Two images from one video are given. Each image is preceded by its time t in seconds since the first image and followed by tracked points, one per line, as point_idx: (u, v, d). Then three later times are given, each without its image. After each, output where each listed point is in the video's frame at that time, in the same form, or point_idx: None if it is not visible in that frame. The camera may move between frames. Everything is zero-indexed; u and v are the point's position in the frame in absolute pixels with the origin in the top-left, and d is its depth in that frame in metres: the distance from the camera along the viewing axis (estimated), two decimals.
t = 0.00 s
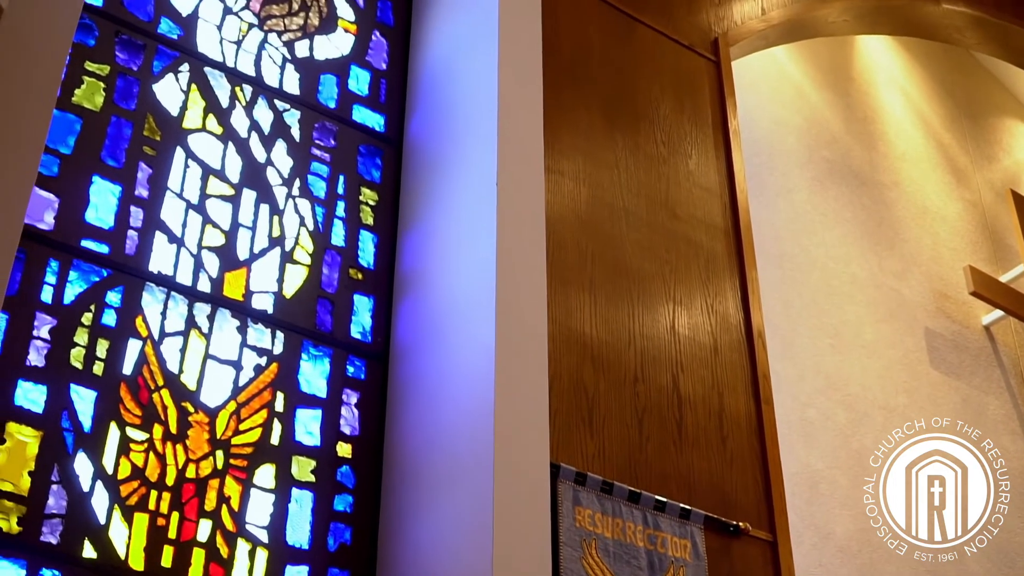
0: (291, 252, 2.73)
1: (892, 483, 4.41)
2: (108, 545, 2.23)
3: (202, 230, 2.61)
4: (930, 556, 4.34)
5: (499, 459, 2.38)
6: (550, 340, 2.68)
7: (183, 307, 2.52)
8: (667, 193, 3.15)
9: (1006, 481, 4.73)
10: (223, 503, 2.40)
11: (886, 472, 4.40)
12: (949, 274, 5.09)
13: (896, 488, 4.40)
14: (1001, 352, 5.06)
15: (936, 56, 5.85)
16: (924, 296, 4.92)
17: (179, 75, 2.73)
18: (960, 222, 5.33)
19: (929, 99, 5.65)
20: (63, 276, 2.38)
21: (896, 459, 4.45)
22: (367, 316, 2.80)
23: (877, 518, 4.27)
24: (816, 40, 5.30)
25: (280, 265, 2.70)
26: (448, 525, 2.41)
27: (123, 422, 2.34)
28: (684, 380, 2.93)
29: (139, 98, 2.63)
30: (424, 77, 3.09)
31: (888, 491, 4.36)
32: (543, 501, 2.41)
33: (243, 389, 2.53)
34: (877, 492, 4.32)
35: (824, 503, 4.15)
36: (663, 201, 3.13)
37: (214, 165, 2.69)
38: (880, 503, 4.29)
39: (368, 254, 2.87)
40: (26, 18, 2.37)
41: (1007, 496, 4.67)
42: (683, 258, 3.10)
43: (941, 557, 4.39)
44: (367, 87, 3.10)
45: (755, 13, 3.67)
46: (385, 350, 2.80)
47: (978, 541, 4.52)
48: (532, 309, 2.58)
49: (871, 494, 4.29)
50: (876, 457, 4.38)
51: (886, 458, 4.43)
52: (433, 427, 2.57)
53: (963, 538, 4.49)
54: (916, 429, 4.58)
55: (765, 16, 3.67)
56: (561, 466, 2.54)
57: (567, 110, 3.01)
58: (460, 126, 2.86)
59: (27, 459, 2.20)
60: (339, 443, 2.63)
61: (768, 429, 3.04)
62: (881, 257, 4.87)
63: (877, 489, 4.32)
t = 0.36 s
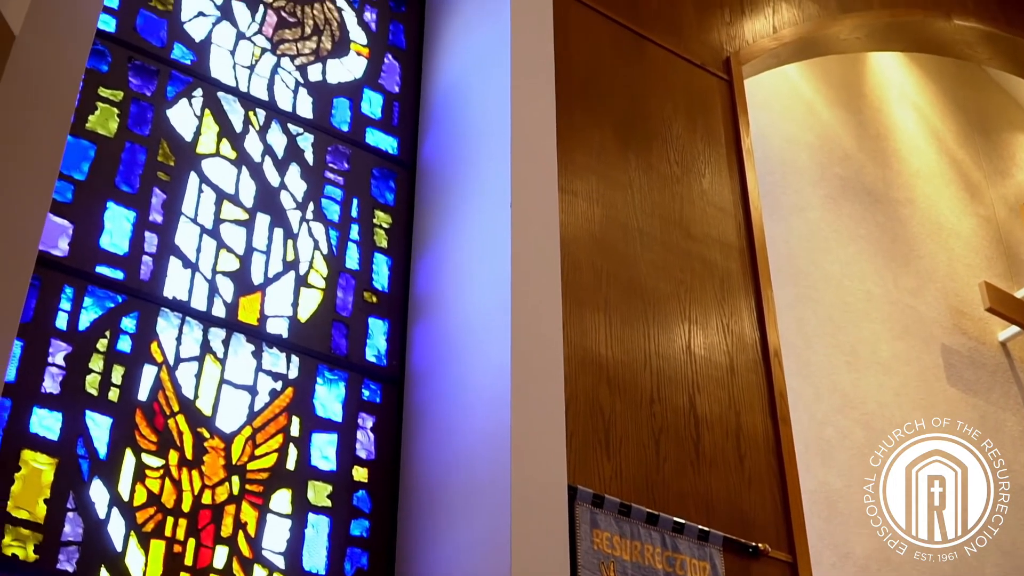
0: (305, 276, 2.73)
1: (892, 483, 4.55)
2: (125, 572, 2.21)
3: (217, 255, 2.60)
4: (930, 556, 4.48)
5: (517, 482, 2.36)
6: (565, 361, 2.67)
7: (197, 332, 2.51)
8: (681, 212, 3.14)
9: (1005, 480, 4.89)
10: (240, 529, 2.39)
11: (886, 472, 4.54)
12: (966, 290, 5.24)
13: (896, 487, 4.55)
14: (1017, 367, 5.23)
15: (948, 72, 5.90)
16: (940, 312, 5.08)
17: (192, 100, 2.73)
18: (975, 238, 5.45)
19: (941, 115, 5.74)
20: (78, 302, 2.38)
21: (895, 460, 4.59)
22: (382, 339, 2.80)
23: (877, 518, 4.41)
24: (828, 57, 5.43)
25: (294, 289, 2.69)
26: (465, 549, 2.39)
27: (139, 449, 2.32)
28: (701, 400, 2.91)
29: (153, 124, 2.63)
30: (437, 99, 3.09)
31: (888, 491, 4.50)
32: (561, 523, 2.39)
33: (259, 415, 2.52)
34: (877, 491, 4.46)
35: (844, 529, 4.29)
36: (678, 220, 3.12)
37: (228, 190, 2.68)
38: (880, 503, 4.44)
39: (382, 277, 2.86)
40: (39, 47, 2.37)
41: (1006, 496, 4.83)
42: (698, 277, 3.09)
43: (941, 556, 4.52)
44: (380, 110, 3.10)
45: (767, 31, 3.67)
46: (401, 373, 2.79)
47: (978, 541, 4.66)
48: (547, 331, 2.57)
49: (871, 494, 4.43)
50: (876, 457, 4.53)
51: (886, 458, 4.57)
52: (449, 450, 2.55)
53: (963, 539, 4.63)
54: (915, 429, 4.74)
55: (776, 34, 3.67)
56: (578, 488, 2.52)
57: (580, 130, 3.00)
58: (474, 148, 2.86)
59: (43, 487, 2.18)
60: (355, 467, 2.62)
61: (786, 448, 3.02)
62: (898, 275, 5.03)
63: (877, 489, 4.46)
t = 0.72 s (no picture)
0: (321, 300, 2.72)
1: (892, 482, 4.72)
2: None
3: (232, 280, 2.60)
4: (930, 556, 4.64)
5: (536, 505, 2.34)
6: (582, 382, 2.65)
7: (214, 358, 2.50)
8: (696, 231, 3.13)
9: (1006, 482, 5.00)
10: (258, 554, 2.38)
11: (886, 472, 4.72)
12: (982, 307, 5.36)
13: (896, 487, 4.72)
14: None
15: (959, 86, 6.03)
16: (957, 328, 5.23)
17: (207, 125, 2.74)
18: (990, 254, 5.57)
19: (953, 131, 5.86)
20: (94, 329, 2.37)
21: (895, 460, 4.76)
22: (398, 362, 2.79)
23: (877, 518, 4.59)
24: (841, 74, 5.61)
25: (310, 313, 2.69)
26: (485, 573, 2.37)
27: (156, 475, 2.32)
28: (719, 420, 2.90)
29: (167, 150, 2.63)
30: (450, 121, 3.10)
31: (888, 491, 4.67)
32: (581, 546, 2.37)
33: (276, 439, 2.51)
34: (877, 491, 4.65)
35: (863, 548, 4.48)
36: (693, 239, 3.11)
37: (243, 215, 2.68)
38: (880, 503, 4.62)
39: (397, 300, 2.86)
40: (55, 74, 2.38)
41: (1007, 495, 4.95)
42: (715, 296, 3.08)
43: (940, 556, 4.66)
44: (393, 133, 3.10)
45: (779, 49, 3.67)
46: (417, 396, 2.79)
47: (977, 540, 4.79)
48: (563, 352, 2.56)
49: (870, 493, 4.61)
50: (876, 458, 4.72)
51: (886, 458, 4.76)
52: (467, 473, 2.54)
53: (962, 539, 4.77)
54: (915, 429, 4.89)
55: (788, 52, 3.67)
56: (597, 510, 2.50)
57: (594, 150, 3.00)
58: (488, 170, 2.86)
59: (61, 514, 2.17)
60: (373, 491, 2.61)
61: (805, 467, 3.00)
62: (915, 292, 5.20)
63: (877, 488, 4.64)
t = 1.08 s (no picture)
0: (333, 322, 2.72)
1: (892, 483, 4.80)
2: None
3: (244, 303, 2.60)
4: (930, 556, 4.71)
5: (550, 527, 2.33)
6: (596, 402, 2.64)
7: (226, 381, 2.50)
8: (708, 250, 3.12)
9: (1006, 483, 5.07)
10: None
11: (886, 472, 4.79)
12: (995, 324, 5.44)
13: (896, 487, 4.79)
14: None
15: (968, 102, 6.07)
16: (970, 346, 5.29)
17: (218, 149, 2.74)
18: (1001, 268, 5.64)
19: (965, 146, 5.89)
20: (107, 354, 2.37)
21: (895, 460, 4.82)
22: (411, 384, 2.78)
23: (877, 518, 4.67)
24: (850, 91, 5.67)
25: (322, 335, 2.69)
26: None
27: (169, 500, 2.31)
28: (733, 439, 2.88)
29: (179, 175, 2.63)
30: (460, 143, 3.10)
31: (888, 491, 4.74)
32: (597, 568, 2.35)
33: (289, 463, 2.50)
34: (876, 491, 4.72)
35: (877, 564, 4.56)
36: (704, 258, 3.10)
37: (255, 238, 2.68)
38: (880, 503, 4.69)
39: (409, 322, 2.85)
40: (67, 99, 2.39)
41: (1006, 495, 5.03)
42: (727, 315, 3.07)
43: (940, 556, 4.75)
44: (404, 155, 3.10)
45: (789, 67, 3.67)
46: (430, 418, 2.78)
47: (977, 540, 4.87)
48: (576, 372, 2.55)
49: (870, 494, 4.69)
50: (876, 457, 4.78)
51: (886, 458, 4.81)
52: (481, 495, 2.53)
53: (962, 539, 4.84)
54: (915, 429, 4.94)
55: (798, 70, 3.67)
56: (611, 531, 2.49)
57: (605, 170, 3.00)
58: (499, 191, 2.85)
59: (73, 540, 2.16)
60: (386, 514, 2.60)
61: (820, 486, 2.98)
62: (928, 310, 5.26)
63: (877, 489, 4.72)
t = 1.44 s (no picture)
0: (346, 347, 2.71)
1: (892, 482, 4.89)
2: None
3: (257, 328, 2.59)
4: (929, 556, 4.75)
5: (566, 551, 2.30)
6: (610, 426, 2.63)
7: (239, 407, 2.49)
8: (721, 272, 3.11)
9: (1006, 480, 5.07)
10: None
11: (886, 472, 4.89)
12: (1010, 343, 5.42)
13: (896, 486, 4.88)
14: None
15: (980, 123, 5.98)
16: (984, 365, 5.30)
17: (231, 174, 2.74)
18: (1014, 287, 5.61)
19: (976, 167, 5.87)
20: (120, 380, 2.36)
21: (895, 460, 4.93)
22: (424, 408, 2.77)
23: (877, 518, 4.75)
24: (862, 111, 5.75)
25: (335, 360, 2.68)
26: None
27: (182, 526, 2.30)
28: (749, 462, 2.86)
29: (192, 200, 2.63)
30: (473, 166, 3.10)
31: (888, 491, 4.84)
32: None
33: (302, 489, 2.49)
34: (876, 491, 4.82)
35: None
36: (718, 280, 3.09)
37: (267, 263, 2.68)
38: (880, 502, 4.79)
39: (422, 346, 2.85)
40: (81, 125, 2.39)
41: (1006, 495, 5.00)
42: (741, 336, 3.05)
43: (940, 556, 4.77)
44: (416, 178, 3.10)
45: (800, 87, 3.67)
46: (443, 443, 2.77)
47: (977, 540, 4.87)
48: (590, 396, 2.53)
49: (870, 494, 4.79)
50: (875, 457, 4.88)
51: (886, 458, 4.92)
52: (495, 519, 2.51)
53: (962, 539, 4.85)
54: (915, 428, 5.05)
55: (809, 90, 3.67)
56: (627, 556, 2.46)
57: (617, 191, 2.99)
58: (511, 214, 2.85)
59: (86, 568, 2.15)
60: (400, 540, 2.58)
61: (837, 509, 2.95)
62: (943, 329, 5.34)
63: (876, 488, 4.82)
